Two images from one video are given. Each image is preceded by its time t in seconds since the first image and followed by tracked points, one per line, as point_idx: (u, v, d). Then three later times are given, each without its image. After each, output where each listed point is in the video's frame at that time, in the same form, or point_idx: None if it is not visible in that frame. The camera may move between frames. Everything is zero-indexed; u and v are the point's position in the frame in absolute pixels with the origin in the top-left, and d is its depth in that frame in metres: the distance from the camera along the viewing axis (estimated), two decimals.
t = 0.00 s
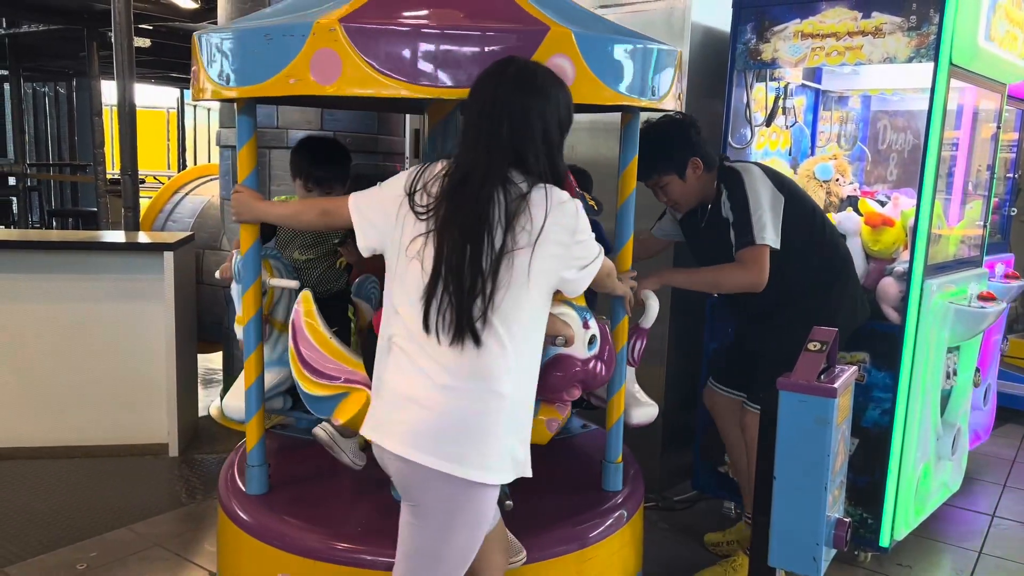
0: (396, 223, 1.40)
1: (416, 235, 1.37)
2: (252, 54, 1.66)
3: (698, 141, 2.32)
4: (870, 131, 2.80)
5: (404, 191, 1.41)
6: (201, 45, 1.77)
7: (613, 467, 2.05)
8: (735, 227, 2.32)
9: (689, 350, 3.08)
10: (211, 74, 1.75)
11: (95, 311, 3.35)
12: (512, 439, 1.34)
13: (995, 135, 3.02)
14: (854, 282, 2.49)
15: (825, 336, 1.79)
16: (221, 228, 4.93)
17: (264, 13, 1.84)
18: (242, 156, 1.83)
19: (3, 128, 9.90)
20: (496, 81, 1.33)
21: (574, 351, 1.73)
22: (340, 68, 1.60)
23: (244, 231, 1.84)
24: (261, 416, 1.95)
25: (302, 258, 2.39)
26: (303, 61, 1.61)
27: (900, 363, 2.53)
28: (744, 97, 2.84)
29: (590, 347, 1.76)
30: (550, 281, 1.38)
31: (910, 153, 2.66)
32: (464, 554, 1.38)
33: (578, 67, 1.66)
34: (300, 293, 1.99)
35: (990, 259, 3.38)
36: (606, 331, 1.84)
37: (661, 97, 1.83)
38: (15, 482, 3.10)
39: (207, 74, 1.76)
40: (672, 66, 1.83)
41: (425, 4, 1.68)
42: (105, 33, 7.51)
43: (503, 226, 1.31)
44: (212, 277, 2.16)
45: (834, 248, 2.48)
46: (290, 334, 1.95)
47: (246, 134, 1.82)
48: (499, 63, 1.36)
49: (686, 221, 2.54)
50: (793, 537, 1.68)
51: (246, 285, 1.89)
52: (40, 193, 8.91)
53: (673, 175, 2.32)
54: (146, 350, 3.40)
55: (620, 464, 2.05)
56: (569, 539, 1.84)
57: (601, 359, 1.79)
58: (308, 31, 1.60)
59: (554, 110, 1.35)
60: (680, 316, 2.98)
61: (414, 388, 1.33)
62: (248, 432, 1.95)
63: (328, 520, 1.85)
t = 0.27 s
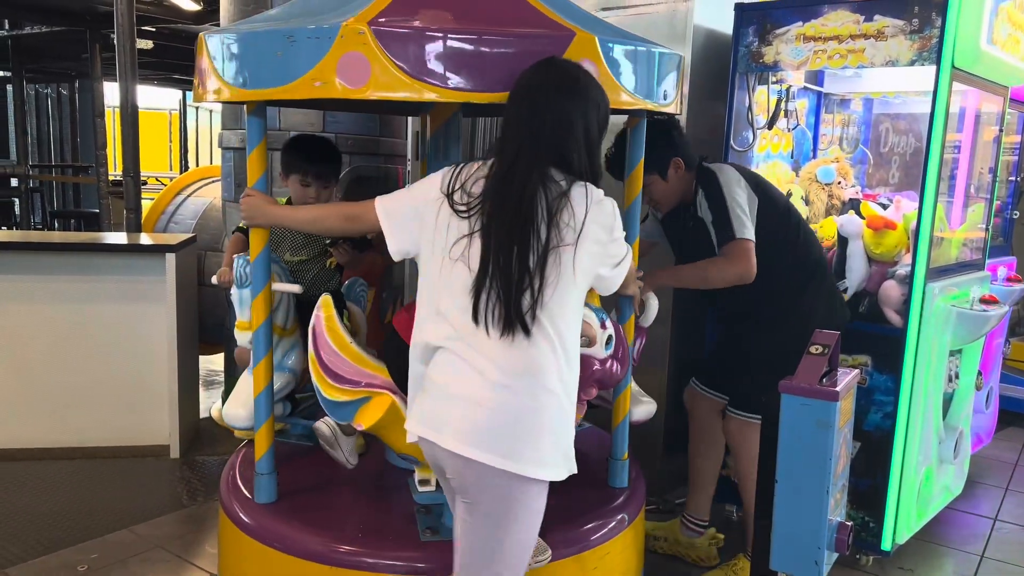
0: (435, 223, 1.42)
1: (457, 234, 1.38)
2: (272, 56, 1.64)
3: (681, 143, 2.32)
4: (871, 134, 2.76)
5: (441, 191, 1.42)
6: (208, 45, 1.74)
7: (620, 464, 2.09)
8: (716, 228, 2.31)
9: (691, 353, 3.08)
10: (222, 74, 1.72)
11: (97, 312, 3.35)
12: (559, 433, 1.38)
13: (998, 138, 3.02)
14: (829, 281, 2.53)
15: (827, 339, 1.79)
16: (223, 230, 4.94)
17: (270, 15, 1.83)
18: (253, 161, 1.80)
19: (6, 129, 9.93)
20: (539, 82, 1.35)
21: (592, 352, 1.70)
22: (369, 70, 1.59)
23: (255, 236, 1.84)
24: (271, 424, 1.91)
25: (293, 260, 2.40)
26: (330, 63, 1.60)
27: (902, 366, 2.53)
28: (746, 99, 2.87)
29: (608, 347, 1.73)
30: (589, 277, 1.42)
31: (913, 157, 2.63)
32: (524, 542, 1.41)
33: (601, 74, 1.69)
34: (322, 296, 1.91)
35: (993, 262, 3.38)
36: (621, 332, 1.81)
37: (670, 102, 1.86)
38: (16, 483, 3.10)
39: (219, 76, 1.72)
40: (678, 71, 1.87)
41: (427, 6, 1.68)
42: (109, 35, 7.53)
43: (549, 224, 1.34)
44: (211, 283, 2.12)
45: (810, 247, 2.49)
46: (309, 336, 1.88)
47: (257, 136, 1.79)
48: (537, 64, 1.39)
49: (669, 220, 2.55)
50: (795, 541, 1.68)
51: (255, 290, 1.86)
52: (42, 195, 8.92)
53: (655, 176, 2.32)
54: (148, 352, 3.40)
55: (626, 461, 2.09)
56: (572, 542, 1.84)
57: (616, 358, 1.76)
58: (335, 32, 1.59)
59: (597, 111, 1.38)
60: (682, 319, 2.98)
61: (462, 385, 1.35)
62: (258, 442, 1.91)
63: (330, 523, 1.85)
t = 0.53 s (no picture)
0: (463, 215, 1.43)
1: (488, 226, 1.39)
2: (292, 58, 1.62)
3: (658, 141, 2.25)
4: (874, 136, 2.76)
5: (471, 186, 1.44)
6: (219, 45, 1.74)
7: (625, 461, 2.12)
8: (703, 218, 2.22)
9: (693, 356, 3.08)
10: (234, 74, 1.71)
11: (99, 315, 3.36)
12: (586, 432, 1.36)
13: (1000, 140, 3.01)
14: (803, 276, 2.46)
15: (829, 342, 1.79)
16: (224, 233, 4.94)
17: (276, 18, 1.83)
18: (263, 164, 1.79)
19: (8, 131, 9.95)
20: (576, 84, 1.39)
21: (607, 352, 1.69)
22: (395, 74, 1.57)
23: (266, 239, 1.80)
24: (281, 432, 1.90)
25: (291, 262, 2.38)
26: (355, 68, 1.58)
27: (904, 369, 2.52)
28: (748, 102, 2.86)
29: (622, 347, 1.72)
30: (615, 280, 1.43)
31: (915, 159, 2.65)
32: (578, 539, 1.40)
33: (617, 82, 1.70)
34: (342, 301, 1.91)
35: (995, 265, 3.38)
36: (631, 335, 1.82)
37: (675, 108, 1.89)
38: (17, 486, 3.10)
39: (230, 76, 1.72)
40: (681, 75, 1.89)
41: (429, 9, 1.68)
42: (111, 38, 7.55)
43: (580, 219, 1.35)
44: (210, 289, 2.09)
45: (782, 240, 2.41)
46: (330, 341, 1.88)
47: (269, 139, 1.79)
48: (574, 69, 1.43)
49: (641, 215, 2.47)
50: (798, 544, 1.68)
51: (264, 297, 1.85)
52: (44, 197, 8.93)
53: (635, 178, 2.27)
54: (150, 355, 3.40)
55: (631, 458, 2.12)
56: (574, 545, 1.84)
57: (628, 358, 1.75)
58: (361, 35, 1.57)
59: (631, 115, 1.41)
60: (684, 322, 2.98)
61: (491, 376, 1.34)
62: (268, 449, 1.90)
63: (333, 525, 1.85)
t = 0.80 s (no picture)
0: (490, 215, 1.40)
1: (518, 227, 1.38)
2: (315, 62, 1.61)
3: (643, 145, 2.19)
4: (874, 139, 2.77)
5: (500, 186, 1.41)
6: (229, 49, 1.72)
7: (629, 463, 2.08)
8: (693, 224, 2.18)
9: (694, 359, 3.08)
10: (246, 77, 1.69)
11: (100, 318, 3.36)
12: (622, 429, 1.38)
13: (1001, 143, 3.01)
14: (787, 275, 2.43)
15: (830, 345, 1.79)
16: (225, 236, 4.94)
17: (282, 22, 1.82)
18: (275, 172, 1.78)
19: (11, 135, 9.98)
20: (604, 88, 1.40)
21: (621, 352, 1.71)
22: (423, 78, 1.57)
23: (278, 245, 1.79)
24: (293, 441, 1.87)
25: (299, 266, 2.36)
26: (381, 73, 1.57)
27: (905, 371, 2.52)
28: (749, 105, 2.87)
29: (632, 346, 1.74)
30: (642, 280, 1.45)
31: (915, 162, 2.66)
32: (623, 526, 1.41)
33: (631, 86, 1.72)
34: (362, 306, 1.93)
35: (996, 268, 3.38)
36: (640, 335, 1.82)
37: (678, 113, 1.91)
38: (18, 489, 3.10)
39: (242, 79, 1.70)
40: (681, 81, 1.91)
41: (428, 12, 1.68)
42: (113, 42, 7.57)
43: (614, 221, 1.36)
44: (209, 296, 2.06)
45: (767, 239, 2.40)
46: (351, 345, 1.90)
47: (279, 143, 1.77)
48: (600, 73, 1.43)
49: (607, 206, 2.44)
50: (799, 547, 1.68)
51: (276, 305, 1.83)
52: (45, 200, 8.95)
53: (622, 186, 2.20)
54: (151, 358, 3.41)
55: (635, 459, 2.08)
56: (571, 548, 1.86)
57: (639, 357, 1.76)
58: (387, 40, 1.56)
59: (657, 120, 1.43)
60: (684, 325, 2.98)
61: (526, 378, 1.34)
62: (278, 459, 1.87)
63: (333, 529, 1.85)
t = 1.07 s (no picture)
0: (529, 225, 1.39)
1: (562, 235, 1.38)
2: (341, 65, 1.59)
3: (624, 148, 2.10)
4: (874, 140, 2.77)
5: (535, 195, 1.40)
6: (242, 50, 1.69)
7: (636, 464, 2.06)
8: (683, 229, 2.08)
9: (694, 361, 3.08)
10: (263, 79, 1.66)
11: (101, 321, 3.36)
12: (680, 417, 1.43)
13: (1001, 145, 3.01)
14: (767, 274, 2.44)
15: (830, 346, 1.79)
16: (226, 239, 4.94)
17: (290, 25, 1.80)
18: (290, 176, 1.77)
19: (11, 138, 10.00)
20: (633, 89, 1.40)
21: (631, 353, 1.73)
22: (453, 84, 1.57)
23: (292, 250, 1.75)
24: (307, 450, 1.84)
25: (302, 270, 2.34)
26: (411, 78, 1.57)
27: (906, 373, 2.52)
28: (749, 107, 2.86)
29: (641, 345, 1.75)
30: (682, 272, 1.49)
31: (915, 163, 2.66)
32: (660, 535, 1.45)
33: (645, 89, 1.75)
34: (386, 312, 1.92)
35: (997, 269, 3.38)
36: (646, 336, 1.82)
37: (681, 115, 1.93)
38: (19, 492, 3.10)
39: (258, 81, 1.67)
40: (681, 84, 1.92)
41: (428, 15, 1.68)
42: (113, 46, 7.58)
43: (658, 221, 1.39)
44: (209, 302, 2.03)
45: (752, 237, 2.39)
46: (376, 350, 1.88)
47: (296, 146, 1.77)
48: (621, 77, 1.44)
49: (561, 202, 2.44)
50: (800, 549, 1.67)
51: (290, 311, 1.79)
52: (45, 203, 8.95)
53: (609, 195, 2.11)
54: (152, 361, 3.41)
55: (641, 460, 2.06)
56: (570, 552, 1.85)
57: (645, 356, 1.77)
58: (417, 46, 1.56)
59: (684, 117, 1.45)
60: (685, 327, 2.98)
61: (583, 383, 1.36)
62: (292, 468, 1.83)
63: (333, 533, 1.84)
